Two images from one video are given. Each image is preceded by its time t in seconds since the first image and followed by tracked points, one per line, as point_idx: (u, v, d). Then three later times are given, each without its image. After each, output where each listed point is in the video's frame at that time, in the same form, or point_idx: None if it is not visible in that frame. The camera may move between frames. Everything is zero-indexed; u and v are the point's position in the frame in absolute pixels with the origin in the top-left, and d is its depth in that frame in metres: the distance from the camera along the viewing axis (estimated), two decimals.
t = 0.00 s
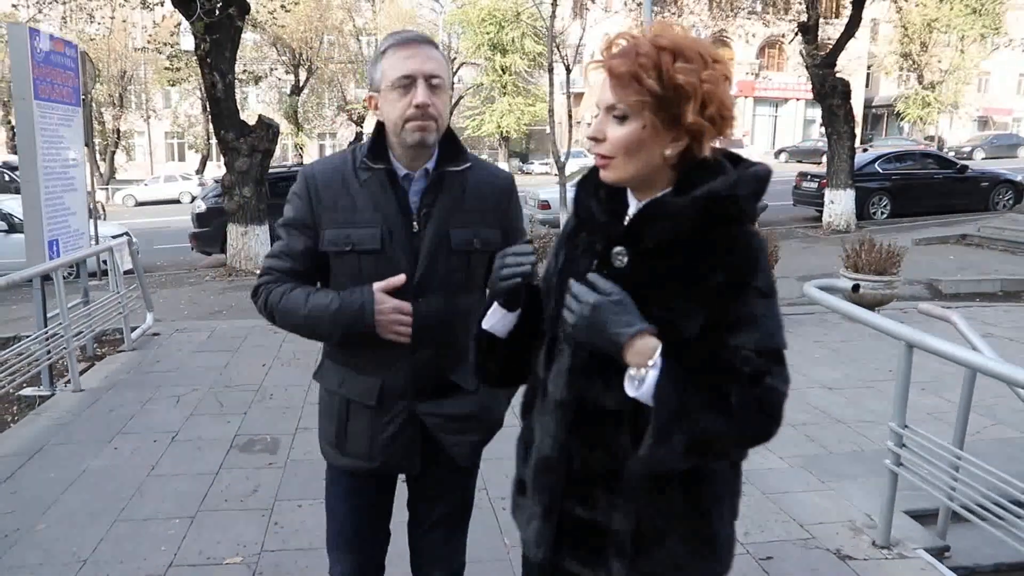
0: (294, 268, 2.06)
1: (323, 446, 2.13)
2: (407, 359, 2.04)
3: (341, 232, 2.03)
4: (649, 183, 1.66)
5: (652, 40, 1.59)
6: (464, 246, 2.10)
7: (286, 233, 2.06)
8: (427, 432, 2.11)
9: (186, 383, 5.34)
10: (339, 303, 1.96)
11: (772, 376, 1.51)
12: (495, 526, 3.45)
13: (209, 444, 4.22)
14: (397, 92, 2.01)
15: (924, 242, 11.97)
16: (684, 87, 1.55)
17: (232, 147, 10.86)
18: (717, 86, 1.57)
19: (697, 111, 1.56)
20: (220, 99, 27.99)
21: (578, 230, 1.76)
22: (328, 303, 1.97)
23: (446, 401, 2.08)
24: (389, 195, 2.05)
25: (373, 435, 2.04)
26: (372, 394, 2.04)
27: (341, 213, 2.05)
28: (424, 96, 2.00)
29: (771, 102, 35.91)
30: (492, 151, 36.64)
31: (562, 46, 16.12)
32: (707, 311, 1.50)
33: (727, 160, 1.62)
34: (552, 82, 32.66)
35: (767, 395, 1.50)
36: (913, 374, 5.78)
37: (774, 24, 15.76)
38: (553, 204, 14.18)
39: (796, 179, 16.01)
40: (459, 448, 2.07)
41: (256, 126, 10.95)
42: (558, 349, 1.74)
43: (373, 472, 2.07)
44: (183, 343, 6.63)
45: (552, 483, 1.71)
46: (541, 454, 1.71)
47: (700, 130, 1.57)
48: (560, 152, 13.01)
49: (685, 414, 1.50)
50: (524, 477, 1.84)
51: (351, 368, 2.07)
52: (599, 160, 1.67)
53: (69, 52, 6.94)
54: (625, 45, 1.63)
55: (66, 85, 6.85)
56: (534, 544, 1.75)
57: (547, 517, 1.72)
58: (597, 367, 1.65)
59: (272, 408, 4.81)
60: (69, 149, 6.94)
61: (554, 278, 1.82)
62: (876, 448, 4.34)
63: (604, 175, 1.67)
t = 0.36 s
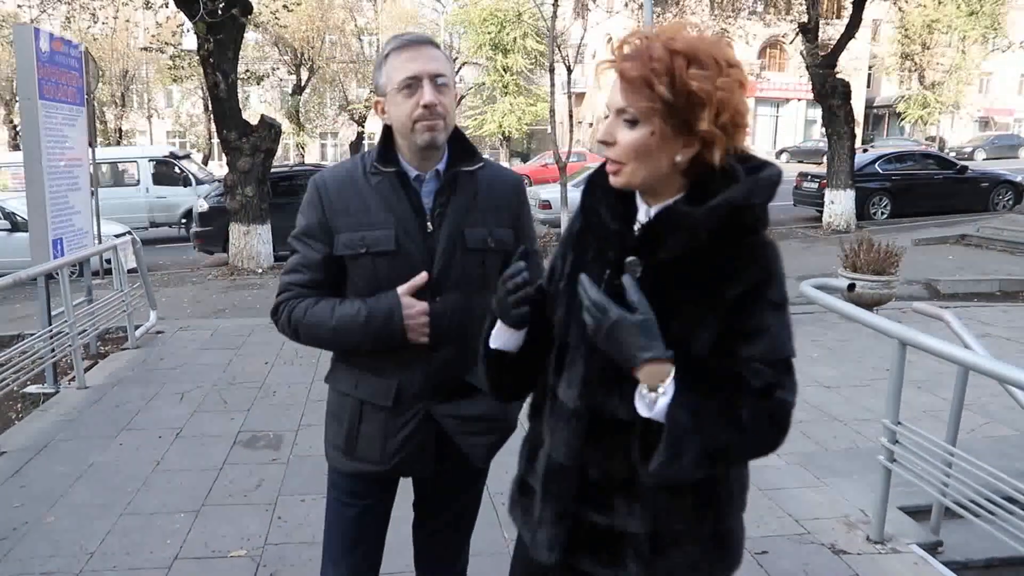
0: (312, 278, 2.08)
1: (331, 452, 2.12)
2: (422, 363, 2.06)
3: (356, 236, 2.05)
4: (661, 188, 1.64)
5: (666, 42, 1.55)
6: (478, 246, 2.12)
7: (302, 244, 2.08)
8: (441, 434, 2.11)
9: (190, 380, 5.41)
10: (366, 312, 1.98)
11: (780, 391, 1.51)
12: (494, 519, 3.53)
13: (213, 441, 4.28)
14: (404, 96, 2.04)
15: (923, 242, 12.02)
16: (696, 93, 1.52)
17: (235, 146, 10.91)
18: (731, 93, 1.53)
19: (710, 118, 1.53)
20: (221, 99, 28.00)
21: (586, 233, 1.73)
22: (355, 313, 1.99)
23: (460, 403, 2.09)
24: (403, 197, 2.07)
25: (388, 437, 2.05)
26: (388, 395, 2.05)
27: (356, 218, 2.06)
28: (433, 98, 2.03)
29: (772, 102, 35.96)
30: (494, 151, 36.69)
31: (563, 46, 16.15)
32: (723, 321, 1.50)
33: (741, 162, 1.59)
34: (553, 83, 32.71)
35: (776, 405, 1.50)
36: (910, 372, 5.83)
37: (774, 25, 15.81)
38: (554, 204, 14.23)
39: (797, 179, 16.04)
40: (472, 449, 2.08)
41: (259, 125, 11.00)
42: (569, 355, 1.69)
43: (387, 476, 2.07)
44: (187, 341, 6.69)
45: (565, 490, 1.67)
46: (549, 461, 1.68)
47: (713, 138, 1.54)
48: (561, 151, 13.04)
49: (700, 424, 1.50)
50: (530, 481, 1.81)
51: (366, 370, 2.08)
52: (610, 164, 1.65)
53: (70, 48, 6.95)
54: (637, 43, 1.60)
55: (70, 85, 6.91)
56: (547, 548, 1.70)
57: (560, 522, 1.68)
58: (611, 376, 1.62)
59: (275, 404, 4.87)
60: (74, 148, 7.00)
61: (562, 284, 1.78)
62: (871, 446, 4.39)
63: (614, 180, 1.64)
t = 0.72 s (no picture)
0: (302, 289, 1.91)
1: (330, 466, 1.99)
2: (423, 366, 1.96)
3: (350, 239, 1.89)
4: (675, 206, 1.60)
5: (658, 78, 1.50)
6: (473, 246, 2.06)
7: (288, 254, 1.91)
8: (444, 435, 2.03)
9: (196, 378, 5.46)
10: (371, 316, 1.84)
11: (790, 407, 1.51)
12: (497, 512, 3.62)
13: (220, 436, 4.34)
14: (395, 127, 1.91)
15: (923, 242, 12.08)
16: (691, 134, 1.47)
17: (238, 146, 10.98)
18: (727, 127, 1.47)
19: (707, 154, 1.48)
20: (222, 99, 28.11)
21: (600, 233, 1.69)
22: (360, 318, 1.85)
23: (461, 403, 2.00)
24: (396, 200, 1.95)
25: (394, 446, 1.93)
26: (392, 403, 1.92)
27: (349, 221, 1.91)
28: (422, 131, 1.92)
29: (773, 102, 36.05)
30: (495, 152, 36.81)
31: (564, 47, 16.23)
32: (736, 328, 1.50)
33: (747, 175, 1.56)
34: (554, 83, 32.83)
35: (783, 420, 1.51)
36: (908, 370, 5.89)
37: (774, 25, 15.89)
38: (555, 204, 14.30)
39: (797, 179, 16.11)
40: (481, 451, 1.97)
41: (262, 126, 11.07)
42: (580, 353, 1.63)
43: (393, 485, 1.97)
44: (192, 339, 6.75)
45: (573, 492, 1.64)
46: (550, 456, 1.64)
47: (711, 172, 1.50)
48: (561, 151, 13.10)
49: (695, 430, 1.51)
50: (530, 480, 1.81)
51: (366, 381, 1.94)
52: (616, 187, 1.62)
53: (71, 45, 6.90)
54: (634, 74, 1.55)
55: (76, 85, 6.98)
56: (547, 547, 1.68)
57: (559, 521, 1.67)
58: (618, 374, 1.56)
59: (279, 401, 4.93)
60: (79, 147, 7.07)
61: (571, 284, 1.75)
62: (870, 442, 4.44)
63: (623, 203, 1.63)
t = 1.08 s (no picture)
0: (265, 302, 1.86)
1: (302, 471, 1.97)
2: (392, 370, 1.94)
3: (310, 250, 1.84)
4: (665, 184, 1.65)
5: (665, 44, 1.58)
6: (438, 245, 2.00)
7: (248, 267, 1.85)
8: (420, 433, 2.05)
9: (204, 374, 5.56)
10: (338, 327, 1.81)
11: (787, 407, 1.52)
12: (500, 500, 3.73)
13: (230, 429, 4.44)
14: (351, 149, 1.81)
15: (921, 241, 12.18)
16: (687, 91, 1.54)
17: (241, 146, 11.05)
18: (724, 93, 1.53)
19: (701, 117, 1.54)
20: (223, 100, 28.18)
21: (596, 236, 1.76)
22: (326, 330, 1.81)
23: (435, 403, 1.98)
24: (355, 207, 1.87)
25: (369, 448, 1.94)
26: (363, 408, 1.91)
27: (308, 232, 1.85)
28: (385, 154, 1.83)
29: (773, 102, 36.15)
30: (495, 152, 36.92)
31: (564, 47, 16.33)
32: (735, 331, 1.54)
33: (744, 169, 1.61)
34: (553, 83, 32.92)
35: (778, 419, 1.53)
36: (904, 365, 5.99)
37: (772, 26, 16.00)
38: (556, 203, 14.40)
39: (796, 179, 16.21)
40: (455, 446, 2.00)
41: (264, 126, 11.16)
42: (577, 353, 1.73)
43: (365, 485, 1.97)
44: (198, 337, 6.84)
45: (571, 496, 1.75)
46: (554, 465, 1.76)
47: (703, 137, 1.54)
48: (561, 151, 13.18)
49: (689, 436, 1.55)
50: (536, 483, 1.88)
51: (335, 390, 1.92)
52: (613, 163, 1.69)
53: (74, 44, 6.93)
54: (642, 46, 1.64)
55: (82, 86, 7.07)
56: (552, 551, 1.77)
57: (565, 525, 1.76)
58: (621, 374, 1.63)
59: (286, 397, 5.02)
60: (85, 147, 7.16)
61: (567, 287, 1.82)
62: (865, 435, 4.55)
63: (617, 177, 1.69)
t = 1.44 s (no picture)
0: (242, 293, 1.88)
1: (286, 464, 1.98)
2: (369, 364, 1.93)
3: (284, 241, 1.86)
4: (654, 176, 1.68)
5: (639, 38, 1.62)
6: (411, 238, 2.00)
7: (226, 260, 1.87)
8: (399, 425, 2.03)
9: (206, 369, 5.65)
10: (311, 317, 1.82)
11: (751, 397, 1.50)
12: (500, 489, 3.83)
13: (234, 422, 4.54)
14: (321, 127, 1.85)
15: (912, 239, 12.32)
16: (658, 84, 1.56)
17: (239, 146, 11.14)
18: (695, 80, 1.54)
19: (674, 106, 1.56)
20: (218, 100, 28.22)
21: (592, 224, 1.80)
22: (301, 320, 1.83)
23: (416, 392, 1.99)
24: (330, 198, 1.89)
25: (346, 441, 1.93)
26: (339, 399, 1.91)
27: (281, 223, 1.86)
28: (353, 132, 1.86)
29: (767, 103, 36.35)
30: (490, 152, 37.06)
31: (559, 48, 16.45)
32: (715, 315, 1.49)
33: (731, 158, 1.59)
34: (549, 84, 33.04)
35: (739, 408, 1.49)
36: (892, 359, 6.12)
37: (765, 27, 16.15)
38: (552, 203, 14.52)
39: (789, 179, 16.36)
40: (436, 436, 2.01)
41: (262, 126, 11.25)
42: (568, 335, 1.72)
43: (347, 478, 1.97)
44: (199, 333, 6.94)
45: (554, 474, 1.74)
46: (538, 443, 1.79)
47: (677, 125, 1.56)
48: (557, 151, 13.31)
49: (643, 416, 1.55)
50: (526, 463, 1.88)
51: (310, 381, 1.93)
52: (608, 158, 1.74)
53: (75, 44, 6.97)
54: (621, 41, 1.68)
55: (84, 86, 7.16)
56: (531, 529, 1.78)
57: (542, 503, 1.76)
58: (605, 352, 1.62)
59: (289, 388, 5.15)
60: (87, 147, 7.25)
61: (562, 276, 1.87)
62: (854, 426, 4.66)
63: (614, 170, 1.73)
